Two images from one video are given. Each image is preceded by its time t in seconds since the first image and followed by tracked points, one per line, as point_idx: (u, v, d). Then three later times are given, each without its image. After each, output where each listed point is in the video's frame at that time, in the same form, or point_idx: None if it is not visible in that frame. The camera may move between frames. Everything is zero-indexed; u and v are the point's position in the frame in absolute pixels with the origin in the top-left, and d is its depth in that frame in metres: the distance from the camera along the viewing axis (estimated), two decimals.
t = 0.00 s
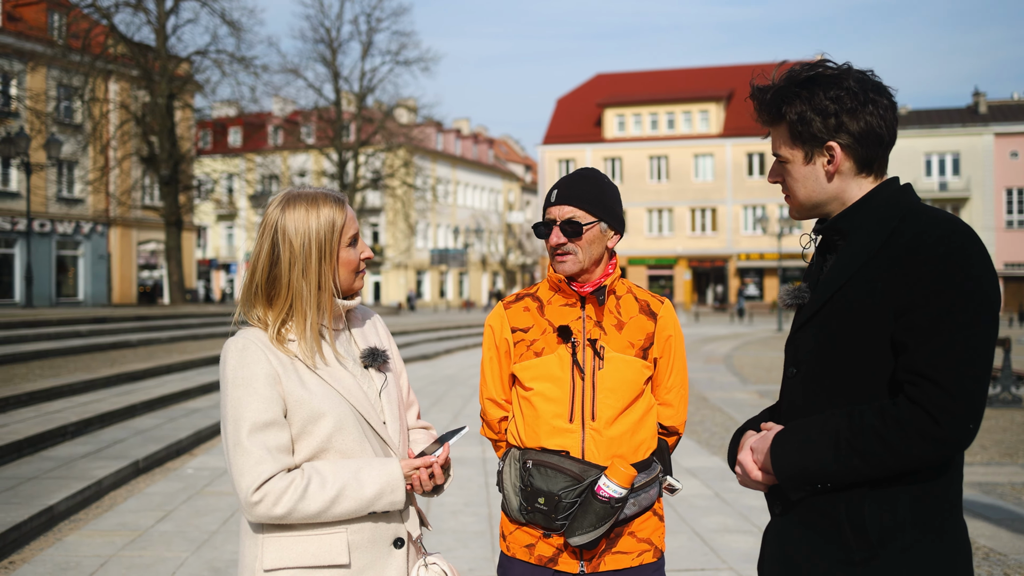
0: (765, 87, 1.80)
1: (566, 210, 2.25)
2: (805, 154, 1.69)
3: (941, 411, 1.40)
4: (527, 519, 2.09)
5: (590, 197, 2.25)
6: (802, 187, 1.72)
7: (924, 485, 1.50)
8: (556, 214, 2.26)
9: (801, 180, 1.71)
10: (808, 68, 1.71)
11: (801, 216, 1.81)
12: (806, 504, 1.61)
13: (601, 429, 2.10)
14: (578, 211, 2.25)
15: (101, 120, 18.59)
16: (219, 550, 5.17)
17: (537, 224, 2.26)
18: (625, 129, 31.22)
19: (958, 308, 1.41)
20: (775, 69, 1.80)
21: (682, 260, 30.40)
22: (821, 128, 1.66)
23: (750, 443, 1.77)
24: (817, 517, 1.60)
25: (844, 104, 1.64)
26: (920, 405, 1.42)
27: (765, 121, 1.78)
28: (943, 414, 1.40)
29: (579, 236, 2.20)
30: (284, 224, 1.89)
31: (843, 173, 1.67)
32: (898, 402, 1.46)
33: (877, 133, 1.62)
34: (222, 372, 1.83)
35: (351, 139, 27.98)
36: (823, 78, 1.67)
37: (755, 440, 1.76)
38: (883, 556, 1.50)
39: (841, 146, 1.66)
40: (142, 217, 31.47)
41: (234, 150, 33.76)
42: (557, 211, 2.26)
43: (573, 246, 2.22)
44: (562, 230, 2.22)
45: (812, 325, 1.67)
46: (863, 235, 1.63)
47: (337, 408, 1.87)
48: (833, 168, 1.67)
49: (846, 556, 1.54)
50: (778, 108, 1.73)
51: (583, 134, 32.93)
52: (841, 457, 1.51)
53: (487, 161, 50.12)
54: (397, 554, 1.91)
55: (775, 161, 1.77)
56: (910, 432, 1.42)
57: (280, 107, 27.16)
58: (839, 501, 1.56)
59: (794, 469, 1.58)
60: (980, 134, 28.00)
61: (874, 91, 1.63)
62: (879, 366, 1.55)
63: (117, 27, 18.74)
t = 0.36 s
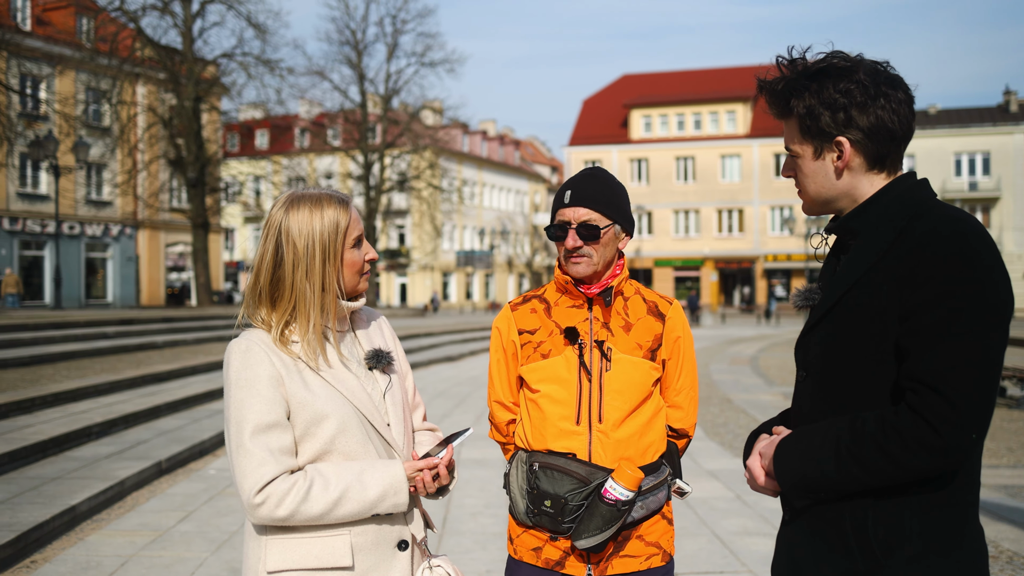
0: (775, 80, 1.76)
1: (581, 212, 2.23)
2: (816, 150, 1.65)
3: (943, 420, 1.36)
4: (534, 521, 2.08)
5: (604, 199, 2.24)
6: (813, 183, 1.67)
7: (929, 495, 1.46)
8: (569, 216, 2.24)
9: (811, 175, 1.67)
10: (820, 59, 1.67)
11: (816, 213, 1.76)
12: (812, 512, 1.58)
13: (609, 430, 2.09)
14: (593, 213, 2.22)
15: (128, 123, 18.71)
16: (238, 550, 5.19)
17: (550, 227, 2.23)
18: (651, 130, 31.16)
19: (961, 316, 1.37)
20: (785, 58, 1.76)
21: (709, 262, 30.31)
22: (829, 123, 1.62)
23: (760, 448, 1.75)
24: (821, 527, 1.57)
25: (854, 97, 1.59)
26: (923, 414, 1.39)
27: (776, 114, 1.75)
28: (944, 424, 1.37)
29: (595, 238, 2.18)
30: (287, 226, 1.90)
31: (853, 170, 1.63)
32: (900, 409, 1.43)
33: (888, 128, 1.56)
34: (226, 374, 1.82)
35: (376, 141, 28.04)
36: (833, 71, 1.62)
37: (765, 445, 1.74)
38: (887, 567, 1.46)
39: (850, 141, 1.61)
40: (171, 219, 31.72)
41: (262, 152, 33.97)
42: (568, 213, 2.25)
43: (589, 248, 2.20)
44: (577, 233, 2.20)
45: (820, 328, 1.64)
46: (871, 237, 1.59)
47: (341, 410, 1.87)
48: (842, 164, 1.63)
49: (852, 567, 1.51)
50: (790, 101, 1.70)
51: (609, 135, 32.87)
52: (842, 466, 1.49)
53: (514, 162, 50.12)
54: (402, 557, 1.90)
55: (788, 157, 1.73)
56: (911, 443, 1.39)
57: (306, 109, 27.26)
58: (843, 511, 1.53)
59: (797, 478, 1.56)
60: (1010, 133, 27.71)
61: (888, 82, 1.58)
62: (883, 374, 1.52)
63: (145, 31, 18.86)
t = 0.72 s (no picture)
0: (783, 76, 1.73)
1: (606, 225, 2.17)
2: (826, 147, 1.62)
3: (956, 424, 1.33)
4: (545, 522, 2.06)
5: (623, 208, 2.19)
6: (825, 180, 1.63)
7: (944, 500, 1.42)
8: (594, 230, 2.18)
9: (822, 173, 1.63)
10: (824, 53, 1.64)
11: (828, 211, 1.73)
12: (824, 517, 1.55)
13: (621, 430, 2.06)
14: (619, 228, 2.17)
15: (152, 125, 18.85)
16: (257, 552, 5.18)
17: (577, 245, 2.17)
18: (674, 131, 31.05)
19: (976, 315, 1.34)
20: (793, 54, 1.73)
21: (731, 264, 30.18)
22: (838, 120, 1.58)
23: (773, 450, 1.72)
24: (837, 532, 1.54)
25: (863, 91, 1.56)
26: (936, 417, 1.36)
27: (784, 111, 1.71)
28: (958, 429, 1.33)
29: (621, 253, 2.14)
30: (292, 224, 1.88)
31: (865, 166, 1.59)
32: (913, 413, 1.39)
33: (898, 121, 1.53)
34: (232, 372, 1.81)
35: (398, 142, 28.04)
36: (842, 64, 1.59)
37: (779, 447, 1.71)
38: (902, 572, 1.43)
39: (860, 136, 1.58)
40: (195, 222, 31.95)
41: (285, 155, 34.15)
42: (590, 224, 2.18)
43: (614, 261, 2.16)
44: (605, 247, 2.15)
45: (834, 328, 1.61)
46: (887, 235, 1.54)
47: (346, 409, 1.85)
48: (854, 160, 1.59)
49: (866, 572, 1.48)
50: (797, 97, 1.66)
51: (632, 136, 32.77)
52: (855, 470, 1.46)
53: (536, 164, 50.14)
54: (410, 557, 1.87)
55: (798, 154, 1.70)
56: (924, 447, 1.36)
57: (329, 111, 27.32)
58: (856, 516, 1.50)
59: (810, 482, 1.53)
60: None
61: (900, 75, 1.54)
62: (897, 378, 1.48)
63: (168, 34, 18.90)
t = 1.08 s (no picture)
0: (811, 74, 1.69)
1: (611, 220, 2.16)
2: (857, 144, 1.59)
3: (998, 425, 1.30)
4: (568, 525, 2.03)
5: (629, 202, 2.16)
6: (857, 179, 1.60)
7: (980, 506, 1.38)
8: (599, 226, 2.17)
9: (855, 172, 1.60)
10: (854, 49, 1.60)
11: (859, 210, 1.69)
12: (859, 520, 1.52)
13: (643, 432, 2.03)
14: (625, 220, 2.16)
15: (180, 127, 18.96)
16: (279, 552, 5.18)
17: (582, 239, 2.17)
18: (700, 132, 31.00)
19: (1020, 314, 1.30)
20: (820, 49, 1.69)
21: (758, 265, 30.05)
22: (870, 116, 1.55)
23: (805, 452, 1.69)
24: (870, 537, 1.51)
25: (894, 86, 1.52)
26: (976, 421, 1.32)
27: (813, 109, 1.68)
28: (999, 430, 1.30)
29: (630, 249, 2.12)
30: (311, 223, 1.87)
31: (899, 163, 1.56)
32: (952, 417, 1.36)
33: (932, 117, 1.49)
34: (252, 373, 1.80)
35: (424, 144, 28.09)
36: (872, 59, 1.56)
37: (810, 449, 1.68)
38: None
39: (893, 133, 1.54)
40: (222, 223, 32.10)
41: (311, 157, 34.26)
42: (597, 223, 2.18)
43: (628, 256, 2.14)
44: (613, 243, 2.13)
45: (868, 329, 1.57)
46: (922, 234, 1.51)
47: (365, 409, 1.84)
48: (888, 157, 1.55)
49: None
50: (825, 95, 1.64)
51: (657, 137, 32.76)
52: (889, 473, 1.43)
53: (562, 166, 50.07)
54: (429, 559, 1.85)
55: (829, 150, 1.66)
56: (964, 451, 1.32)
57: (355, 113, 27.44)
58: (892, 520, 1.47)
59: (845, 485, 1.50)
60: None
61: (935, 68, 1.50)
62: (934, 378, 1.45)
63: (195, 36, 19.02)
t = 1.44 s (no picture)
0: (831, 70, 1.65)
1: (624, 211, 2.12)
2: (881, 143, 1.54)
3: None
4: (572, 532, 1.99)
5: (643, 196, 2.12)
6: (882, 177, 1.55)
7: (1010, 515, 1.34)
8: (610, 216, 2.13)
9: (878, 171, 1.55)
10: (876, 44, 1.55)
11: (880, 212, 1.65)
12: (883, 531, 1.48)
13: (649, 437, 1.99)
14: (636, 213, 2.12)
15: (196, 128, 19.01)
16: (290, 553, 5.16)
17: (590, 230, 2.13)
18: (716, 132, 30.89)
19: None
20: (840, 46, 1.64)
21: (774, 265, 29.90)
22: (896, 113, 1.51)
23: (826, 459, 1.65)
24: (896, 545, 1.46)
25: (920, 81, 1.48)
26: (1007, 429, 1.28)
27: (833, 107, 1.63)
28: None
29: (639, 241, 2.08)
30: (307, 223, 1.85)
31: (925, 160, 1.51)
32: (982, 424, 1.32)
33: (959, 112, 1.45)
34: (250, 376, 1.77)
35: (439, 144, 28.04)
36: (897, 54, 1.51)
37: (832, 456, 1.63)
38: None
39: (918, 130, 1.50)
40: (238, 223, 32.17)
41: (327, 157, 34.31)
42: (607, 212, 2.14)
43: (634, 250, 2.10)
44: (622, 235, 2.09)
45: (890, 331, 1.53)
46: (946, 235, 1.46)
47: (366, 413, 1.80)
48: (913, 157, 1.51)
49: None
50: (847, 90, 1.59)
51: (673, 137, 32.68)
52: (916, 480, 1.39)
53: (578, 165, 49.99)
54: (430, 567, 1.81)
55: (850, 149, 1.62)
56: (995, 460, 1.28)
57: (370, 113, 27.42)
58: (918, 528, 1.43)
59: (868, 493, 1.45)
60: None
61: (961, 63, 1.46)
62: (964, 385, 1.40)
63: (212, 37, 19.06)
